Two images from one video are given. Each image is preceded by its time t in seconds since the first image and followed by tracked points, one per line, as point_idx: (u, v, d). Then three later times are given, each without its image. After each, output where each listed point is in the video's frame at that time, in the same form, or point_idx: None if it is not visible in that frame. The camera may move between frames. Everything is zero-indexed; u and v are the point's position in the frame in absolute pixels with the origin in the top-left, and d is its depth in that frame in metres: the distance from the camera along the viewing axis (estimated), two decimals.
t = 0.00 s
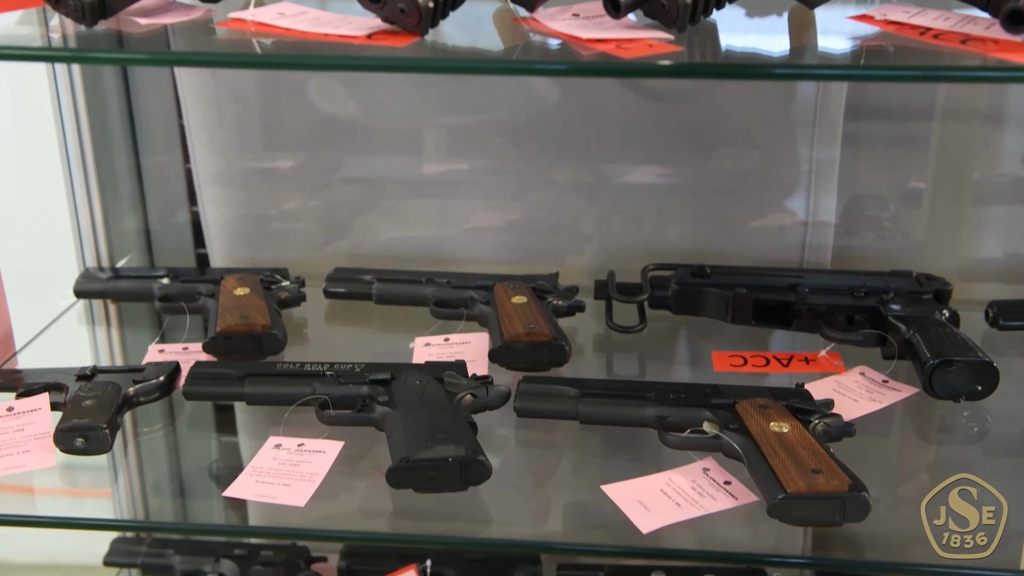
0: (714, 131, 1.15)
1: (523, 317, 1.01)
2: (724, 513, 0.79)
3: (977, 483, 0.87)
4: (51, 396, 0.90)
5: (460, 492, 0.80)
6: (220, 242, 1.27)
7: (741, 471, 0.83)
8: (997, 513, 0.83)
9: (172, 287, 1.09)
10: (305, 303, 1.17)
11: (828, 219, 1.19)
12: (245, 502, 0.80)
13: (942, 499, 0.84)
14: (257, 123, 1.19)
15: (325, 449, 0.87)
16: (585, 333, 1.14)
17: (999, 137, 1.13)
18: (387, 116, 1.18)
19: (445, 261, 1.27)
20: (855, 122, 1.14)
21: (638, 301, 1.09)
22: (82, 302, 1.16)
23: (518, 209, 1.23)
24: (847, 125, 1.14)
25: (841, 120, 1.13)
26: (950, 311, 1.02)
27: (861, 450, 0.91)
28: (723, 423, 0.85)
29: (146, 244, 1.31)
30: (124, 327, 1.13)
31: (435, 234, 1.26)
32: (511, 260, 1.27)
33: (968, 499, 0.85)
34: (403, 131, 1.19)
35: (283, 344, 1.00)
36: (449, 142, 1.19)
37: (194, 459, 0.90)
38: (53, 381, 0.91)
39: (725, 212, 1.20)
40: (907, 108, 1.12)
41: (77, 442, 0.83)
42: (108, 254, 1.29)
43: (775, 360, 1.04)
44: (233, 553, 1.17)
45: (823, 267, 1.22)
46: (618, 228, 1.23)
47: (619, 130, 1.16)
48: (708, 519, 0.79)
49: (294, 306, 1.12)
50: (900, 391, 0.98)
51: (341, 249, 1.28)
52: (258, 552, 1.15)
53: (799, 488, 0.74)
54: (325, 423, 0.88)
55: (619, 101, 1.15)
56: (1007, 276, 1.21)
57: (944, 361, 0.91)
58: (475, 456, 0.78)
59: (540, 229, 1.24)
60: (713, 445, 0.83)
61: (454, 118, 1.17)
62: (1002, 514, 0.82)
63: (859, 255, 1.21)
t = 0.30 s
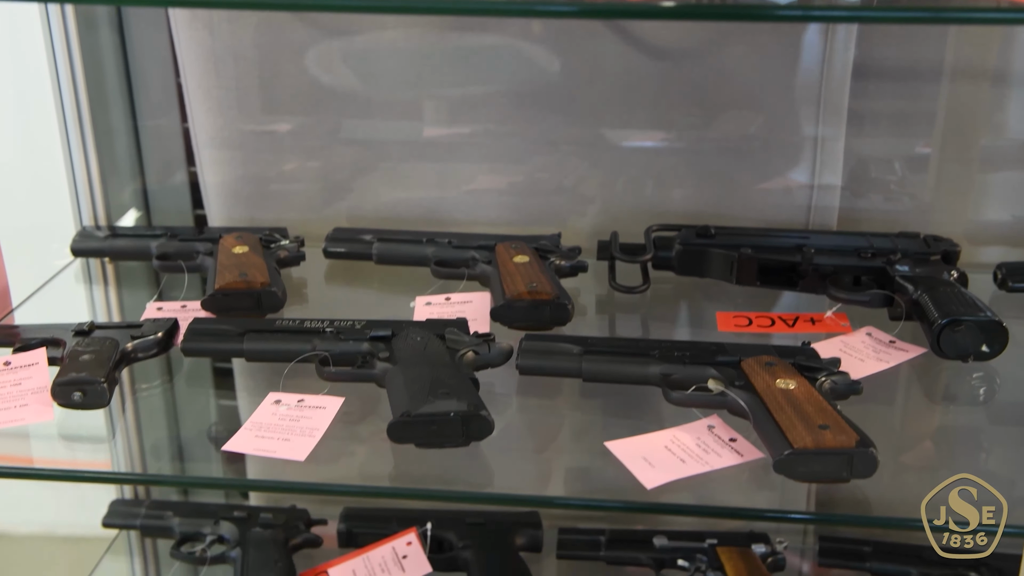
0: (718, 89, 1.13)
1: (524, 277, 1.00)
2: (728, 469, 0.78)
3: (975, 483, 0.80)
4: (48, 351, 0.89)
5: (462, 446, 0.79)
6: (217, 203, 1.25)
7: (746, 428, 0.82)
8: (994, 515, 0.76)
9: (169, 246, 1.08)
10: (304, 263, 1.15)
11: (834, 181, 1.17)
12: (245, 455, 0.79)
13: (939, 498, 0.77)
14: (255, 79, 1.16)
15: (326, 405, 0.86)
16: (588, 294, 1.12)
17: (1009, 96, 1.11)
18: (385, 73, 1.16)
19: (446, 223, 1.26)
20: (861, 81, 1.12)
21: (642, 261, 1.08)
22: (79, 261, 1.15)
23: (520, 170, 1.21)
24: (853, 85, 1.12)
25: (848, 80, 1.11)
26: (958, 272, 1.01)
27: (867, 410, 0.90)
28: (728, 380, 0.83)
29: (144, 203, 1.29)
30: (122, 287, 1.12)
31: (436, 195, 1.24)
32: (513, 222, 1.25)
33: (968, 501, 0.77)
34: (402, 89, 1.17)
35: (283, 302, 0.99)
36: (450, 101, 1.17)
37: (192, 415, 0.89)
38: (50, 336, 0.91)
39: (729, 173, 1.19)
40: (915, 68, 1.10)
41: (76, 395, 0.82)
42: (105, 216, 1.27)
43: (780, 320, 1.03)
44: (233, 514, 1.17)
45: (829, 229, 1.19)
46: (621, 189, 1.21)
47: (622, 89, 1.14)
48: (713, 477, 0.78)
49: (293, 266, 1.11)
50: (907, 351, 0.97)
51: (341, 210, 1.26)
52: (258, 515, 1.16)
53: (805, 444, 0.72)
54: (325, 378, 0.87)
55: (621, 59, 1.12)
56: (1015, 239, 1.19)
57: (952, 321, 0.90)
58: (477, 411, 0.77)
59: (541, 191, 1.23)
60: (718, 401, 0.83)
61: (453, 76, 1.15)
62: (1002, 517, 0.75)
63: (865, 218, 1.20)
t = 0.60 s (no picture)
0: (723, 47, 1.11)
1: (524, 234, 0.98)
2: (732, 421, 0.76)
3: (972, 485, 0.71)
4: (43, 305, 0.88)
5: (462, 400, 0.78)
6: (215, 161, 1.23)
7: (750, 382, 0.81)
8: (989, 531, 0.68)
9: (166, 203, 1.06)
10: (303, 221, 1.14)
11: (840, 139, 1.15)
12: (242, 409, 0.78)
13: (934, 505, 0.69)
14: (252, 36, 1.14)
15: (325, 359, 0.84)
16: (589, 254, 1.09)
17: (1019, 52, 1.09)
18: (383, 28, 1.14)
19: (445, 183, 1.24)
20: (869, 38, 1.10)
21: (645, 219, 1.06)
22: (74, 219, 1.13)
23: (522, 129, 1.19)
24: (861, 40, 1.10)
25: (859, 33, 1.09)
26: (965, 231, 0.99)
27: (872, 365, 0.88)
28: (733, 335, 0.82)
29: (140, 163, 1.27)
30: (117, 245, 1.11)
31: (436, 155, 1.22)
32: (514, 182, 1.23)
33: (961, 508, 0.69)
34: (402, 46, 1.15)
35: (281, 261, 0.98)
36: (451, 58, 1.15)
37: (189, 370, 0.88)
38: (45, 291, 0.89)
39: (734, 132, 1.17)
40: (923, 25, 1.09)
41: (71, 347, 0.82)
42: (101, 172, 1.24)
43: (785, 279, 1.02)
44: (231, 476, 1.18)
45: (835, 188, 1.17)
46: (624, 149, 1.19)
47: (625, 46, 1.13)
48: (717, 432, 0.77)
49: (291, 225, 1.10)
50: (914, 309, 0.96)
51: (341, 170, 1.24)
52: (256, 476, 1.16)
53: (811, 397, 0.71)
54: (323, 334, 0.87)
55: (625, 12, 1.10)
56: None
57: (960, 278, 0.89)
58: (477, 364, 0.76)
59: (542, 150, 1.21)
60: (722, 356, 0.82)
61: (453, 30, 1.13)
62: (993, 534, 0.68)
63: (871, 178, 1.18)
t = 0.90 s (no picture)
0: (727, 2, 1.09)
1: (524, 190, 0.96)
2: (735, 375, 0.75)
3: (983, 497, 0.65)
4: (34, 260, 0.86)
5: (459, 353, 0.77)
6: (210, 118, 1.19)
7: (752, 337, 0.79)
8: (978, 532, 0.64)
9: (160, 158, 1.04)
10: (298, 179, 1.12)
11: (845, 98, 1.13)
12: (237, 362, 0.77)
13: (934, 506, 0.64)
14: None
15: (320, 314, 0.83)
16: (589, 212, 1.08)
17: None
18: None
19: (443, 142, 1.21)
20: None
21: (646, 176, 1.04)
22: (68, 175, 1.11)
23: (522, 87, 1.16)
24: None
25: None
26: (973, 186, 0.97)
27: (875, 322, 0.87)
28: (734, 289, 0.81)
29: (134, 121, 1.24)
30: (111, 203, 1.08)
31: (435, 113, 1.19)
32: (514, 141, 1.20)
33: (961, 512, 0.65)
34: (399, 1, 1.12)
35: (277, 215, 0.96)
36: (449, 13, 1.12)
37: (182, 325, 0.86)
38: (37, 245, 0.88)
39: (737, 89, 1.14)
40: None
41: (62, 301, 0.80)
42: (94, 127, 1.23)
43: (788, 237, 1.00)
44: (228, 438, 1.16)
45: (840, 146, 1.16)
46: (625, 106, 1.17)
47: None
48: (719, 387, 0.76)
49: (287, 181, 1.08)
50: (919, 266, 0.94)
51: (338, 129, 1.20)
52: (252, 439, 1.14)
53: (814, 349, 0.69)
54: (319, 289, 0.85)
55: None
56: None
57: (966, 234, 0.87)
58: (475, 316, 0.74)
59: (542, 108, 1.18)
60: (725, 311, 0.80)
61: None
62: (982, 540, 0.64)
63: (876, 135, 1.15)
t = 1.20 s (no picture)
0: None
1: (521, 146, 0.95)
2: (734, 329, 0.74)
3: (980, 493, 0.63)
4: (22, 213, 0.85)
5: (455, 306, 0.75)
6: (201, 76, 1.17)
7: (751, 290, 0.78)
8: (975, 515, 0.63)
9: (151, 115, 1.03)
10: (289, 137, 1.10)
11: (847, 57, 1.10)
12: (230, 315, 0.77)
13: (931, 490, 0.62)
14: None
15: (313, 268, 0.82)
16: (587, 170, 1.06)
17: None
18: None
19: (440, 101, 1.18)
20: None
21: (644, 133, 1.03)
22: (57, 132, 1.10)
23: (518, 46, 1.13)
24: None
25: None
26: (976, 143, 0.96)
27: (876, 278, 0.86)
28: (734, 242, 0.80)
29: (125, 78, 1.24)
30: (102, 160, 1.07)
31: (430, 71, 1.16)
32: (512, 99, 1.18)
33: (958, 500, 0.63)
34: None
35: (269, 170, 0.95)
36: None
37: (175, 284, 0.85)
38: (23, 199, 0.86)
39: (736, 47, 1.11)
40: None
41: (49, 255, 0.79)
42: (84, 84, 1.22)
43: (788, 193, 0.98)
44: (223, 401, 1.15)
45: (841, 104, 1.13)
46: (623, 65, 1.13)
47: None
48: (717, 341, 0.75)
49: (280, 138, 1.06)
50: (921, 222, 0.93)
51: (333, 88, 1.18)
52: (247, 402, 1.13)
53: (814, 300, 0.68)
54: (313, 243, 0.85)
55: None
56: None
57: (969, 188, 0.86)
58: (471, 269, 0.73)
59: (539, 67, 1.14)
60: (723, 264, 0.79)
61: None
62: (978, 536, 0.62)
63: (880, 93, 1.12)
